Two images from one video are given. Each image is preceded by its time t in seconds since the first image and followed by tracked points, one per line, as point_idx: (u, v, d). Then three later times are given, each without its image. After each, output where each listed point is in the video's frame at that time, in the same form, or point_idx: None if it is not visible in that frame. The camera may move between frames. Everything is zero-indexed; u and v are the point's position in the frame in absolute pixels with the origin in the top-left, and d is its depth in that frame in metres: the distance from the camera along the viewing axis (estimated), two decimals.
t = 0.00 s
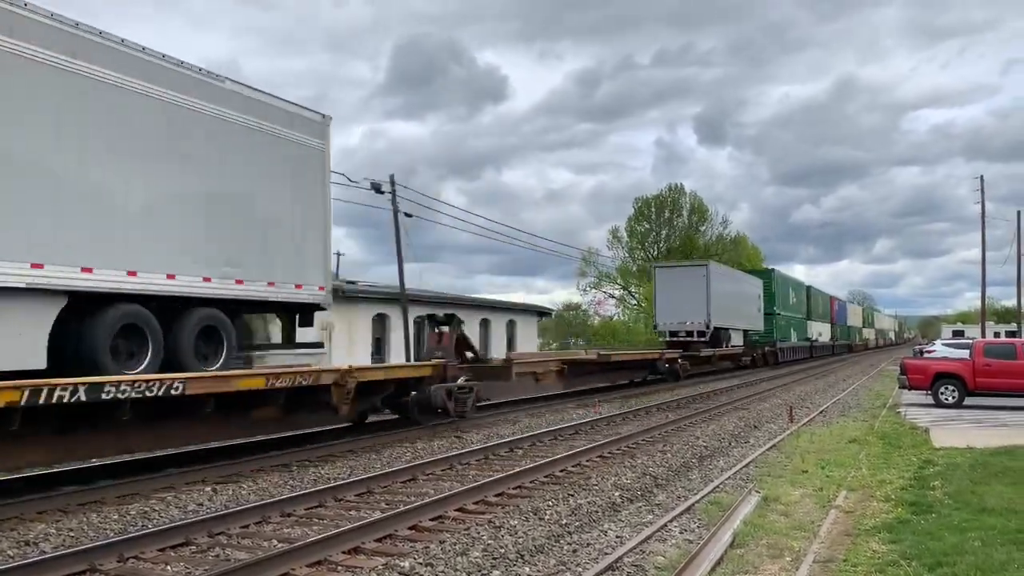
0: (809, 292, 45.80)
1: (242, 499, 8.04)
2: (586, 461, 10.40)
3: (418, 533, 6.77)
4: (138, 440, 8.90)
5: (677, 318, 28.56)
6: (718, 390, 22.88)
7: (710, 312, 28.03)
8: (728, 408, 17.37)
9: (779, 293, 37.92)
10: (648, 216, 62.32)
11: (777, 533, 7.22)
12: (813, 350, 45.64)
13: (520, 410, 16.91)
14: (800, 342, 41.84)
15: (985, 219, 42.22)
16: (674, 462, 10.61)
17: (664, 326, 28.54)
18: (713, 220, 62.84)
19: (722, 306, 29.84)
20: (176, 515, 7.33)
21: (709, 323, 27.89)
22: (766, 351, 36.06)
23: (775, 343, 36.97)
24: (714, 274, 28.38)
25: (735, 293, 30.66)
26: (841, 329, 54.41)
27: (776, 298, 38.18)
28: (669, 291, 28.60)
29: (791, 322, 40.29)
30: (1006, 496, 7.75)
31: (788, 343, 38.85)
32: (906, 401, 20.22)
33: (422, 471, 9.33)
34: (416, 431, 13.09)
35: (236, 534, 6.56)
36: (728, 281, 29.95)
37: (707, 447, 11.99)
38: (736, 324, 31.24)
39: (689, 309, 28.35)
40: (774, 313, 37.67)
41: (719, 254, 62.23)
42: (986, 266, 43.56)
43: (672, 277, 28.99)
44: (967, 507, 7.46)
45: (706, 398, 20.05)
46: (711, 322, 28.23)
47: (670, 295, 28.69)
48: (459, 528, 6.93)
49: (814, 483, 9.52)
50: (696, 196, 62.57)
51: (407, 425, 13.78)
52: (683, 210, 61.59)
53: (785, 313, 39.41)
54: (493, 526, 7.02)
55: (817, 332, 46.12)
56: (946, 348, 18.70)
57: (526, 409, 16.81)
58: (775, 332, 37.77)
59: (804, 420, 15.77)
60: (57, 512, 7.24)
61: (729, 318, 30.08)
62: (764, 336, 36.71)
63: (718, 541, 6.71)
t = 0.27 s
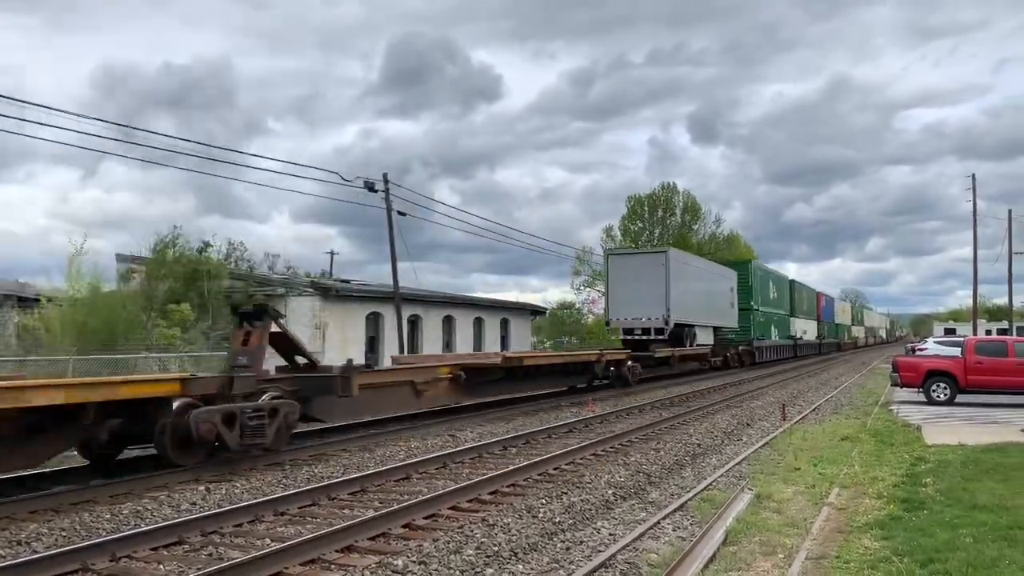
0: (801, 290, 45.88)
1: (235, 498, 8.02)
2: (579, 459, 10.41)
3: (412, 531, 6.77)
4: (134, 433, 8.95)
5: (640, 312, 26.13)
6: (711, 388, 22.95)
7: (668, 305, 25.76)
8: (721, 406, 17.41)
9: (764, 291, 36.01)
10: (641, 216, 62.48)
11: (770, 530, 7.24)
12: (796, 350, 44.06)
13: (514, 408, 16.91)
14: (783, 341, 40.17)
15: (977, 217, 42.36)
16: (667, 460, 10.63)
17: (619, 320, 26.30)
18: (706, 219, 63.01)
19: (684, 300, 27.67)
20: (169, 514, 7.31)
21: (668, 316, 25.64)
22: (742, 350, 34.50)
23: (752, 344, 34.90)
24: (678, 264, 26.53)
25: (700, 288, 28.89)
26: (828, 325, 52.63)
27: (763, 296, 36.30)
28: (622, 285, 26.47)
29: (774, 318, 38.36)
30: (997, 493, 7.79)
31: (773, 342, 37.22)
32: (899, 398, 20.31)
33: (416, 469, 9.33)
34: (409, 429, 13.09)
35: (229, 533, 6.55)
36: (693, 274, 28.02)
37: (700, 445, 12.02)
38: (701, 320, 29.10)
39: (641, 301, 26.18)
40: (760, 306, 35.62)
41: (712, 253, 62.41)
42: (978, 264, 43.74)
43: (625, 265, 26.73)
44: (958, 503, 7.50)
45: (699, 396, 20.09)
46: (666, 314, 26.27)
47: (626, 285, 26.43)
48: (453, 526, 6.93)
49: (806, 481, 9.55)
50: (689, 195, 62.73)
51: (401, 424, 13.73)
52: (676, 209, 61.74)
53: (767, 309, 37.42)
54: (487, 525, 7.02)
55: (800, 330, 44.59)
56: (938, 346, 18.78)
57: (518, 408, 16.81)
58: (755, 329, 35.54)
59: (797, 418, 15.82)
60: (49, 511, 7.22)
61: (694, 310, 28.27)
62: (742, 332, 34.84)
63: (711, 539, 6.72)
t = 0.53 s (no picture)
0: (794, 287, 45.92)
1: (228, 499, 8.00)
2: (573, 457, 10.42)
3: (405, 531, 6.76)
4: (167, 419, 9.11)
5: (580, 308, 21.22)
6: (704, 386, 23.01)
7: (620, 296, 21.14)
8: (714, 404, 17.44)
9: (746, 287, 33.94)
10: (634, 214, 62.56)
11: (763, 528, 7.25)
12: (779, 350, 41.02)
13: (508, 407, 16.91)
14: (764, 339, 36.68)
15: (968, 214, 42.40)
16: (660, 458, 10.65)
17: (555, 319, 21.52)
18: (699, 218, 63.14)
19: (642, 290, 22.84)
20: (161, 515, 7.29)
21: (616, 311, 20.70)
22: (713, 349, 30.52)
23: (725, 342, 30.93)
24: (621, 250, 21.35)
25: (655, 279, 23.91)
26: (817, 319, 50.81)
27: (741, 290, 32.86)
28: (565, 279, 21.19)
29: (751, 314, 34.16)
30: (988, 489, 7.83)
31: (755, 340, 35.03)
32: (891, 395, 20.39)
33: (409, 468, 9.32)
34: (403, 429, 13.07)
35: (222, 534, 6.53)
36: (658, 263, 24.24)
37: (693, 442, 12.05)
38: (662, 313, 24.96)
39: (585, 294, 21.03)
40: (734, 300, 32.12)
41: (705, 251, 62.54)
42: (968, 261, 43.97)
43: (568, 249, 21.51)
44: (950, 500, 7.52)
45: (692, 394, 20.09)
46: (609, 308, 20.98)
47: (568, 280, 21.24)
48: (447, 525, 6.93)
49: (799, 478, 9.58)
50: (681, 193, 62.84)
51: (395, 424, 13.67)
52: (669, 208, 61.83)
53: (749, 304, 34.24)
54: (480, 524, 7.02)
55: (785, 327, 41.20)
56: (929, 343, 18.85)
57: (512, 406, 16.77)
58: (728, 327, 31.45)
59: (790, 415, 15.87)
60: (40, 513, 7.18)
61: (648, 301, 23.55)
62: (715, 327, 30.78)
63: (704, 537, 6.74)
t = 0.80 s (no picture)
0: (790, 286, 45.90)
1: (224, 500, 7.98)
2: (570, 456, 10.42)
3: (403, 532, 6.76)
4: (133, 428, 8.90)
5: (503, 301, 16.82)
6: (700, 385, 23.02)
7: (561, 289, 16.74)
8: (710, 403, 17.43)
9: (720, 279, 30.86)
10: (629, 213, 62.61)
11: (760, 526, 7.26)
12: (764, 350, 38.89)
13: (505, 407, 16.88)
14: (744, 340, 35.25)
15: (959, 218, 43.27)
16: (657, 458, 10.65)
17: (472, 316, 17.21)
18: (694, 217, 63.23)
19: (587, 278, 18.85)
20: (157, 517, 7.27)
21: (547, 305, 16.48)
22: (680, 351, 27.51)
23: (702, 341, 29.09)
24: (556, 227, 17.04)
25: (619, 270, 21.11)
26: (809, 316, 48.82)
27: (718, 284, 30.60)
28: (477, 268, 17.11)
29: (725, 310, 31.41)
30: (984, 486, 7.84)
31: (733, 340, 33.19)
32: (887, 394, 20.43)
33: (406, 469, 9.32)
34: (400, 429, 13.06)
35: (218, 535, 6.52)
36: (599, 251, 19.78)
37: (689, 442, 12.06)
38: (617, 311, 21.31)
39: (508, 287, 16.78)
40: (707, 296, 29.38)
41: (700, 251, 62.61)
42: (963, 259, 44.01)
43: (484, 231, 17.14)
44: (946, 498, 7.54)
45: (688, 393, 20.09)
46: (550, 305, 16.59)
47: (479, 263, 17.14)
48: (444, 526, 6.92)
49: (795, 476, 9.59)
50: (677, 193, 62.90)
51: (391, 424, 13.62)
52: (664, 207, 61.92)
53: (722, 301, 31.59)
54: (477, 524, 7.01)
55: (771, 324, 39.28)
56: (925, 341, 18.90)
57: (509, 406, 16.75)
58: (702, 326, 29.06)
59: (786, 414, 15.90)
60: (36, 516, 7.16)
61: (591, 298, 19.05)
62: (683, 327, 28.26)
63: (701, 536, 6.74)
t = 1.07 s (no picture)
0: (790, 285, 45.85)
1: (225, 501, 7.99)
2: (569, 457, 10.42)
3: (403, 532, 6.76)
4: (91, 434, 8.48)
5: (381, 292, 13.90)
6: (700, 385, 23.02)
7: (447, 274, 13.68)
8: (710, 403, 17.42)
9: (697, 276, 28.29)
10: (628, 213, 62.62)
11: (760, 526, 7.27)
12: (752, 352, 36.79)
13: (505, 407, 16.89)
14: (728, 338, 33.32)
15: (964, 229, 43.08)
16: (657, 458, 10.66)
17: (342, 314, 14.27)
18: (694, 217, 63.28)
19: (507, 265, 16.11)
20: (157, 518, 7.28)
21: (437, 298, 13.49)
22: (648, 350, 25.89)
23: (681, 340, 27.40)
24: (446, 202, 13.88)
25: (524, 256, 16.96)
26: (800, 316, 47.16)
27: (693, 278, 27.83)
28: (353, 241, 14.24)
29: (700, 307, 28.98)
30: (985, 486, 7.85)
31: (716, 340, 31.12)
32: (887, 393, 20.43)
33: (406, 469, 9.32)
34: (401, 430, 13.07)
35: (219, 536, 6.53)
36: (509, 217, 16.28)
37: (690, 442, 12.06)
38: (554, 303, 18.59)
39: (399, 267, 13.74)
40: (678, 292, 26.57)
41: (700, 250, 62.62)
42: (963, 259, 43.88)
43: (362, 202, 14.17)
44: (946, 497, 7.55)
45: (687, 393, 20.09)
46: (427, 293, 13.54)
47: (350, 242, 14.26)
48: (444, 526, 6.93)
49: (796, 476, 9.60)
50: (676, 193, 62.94)
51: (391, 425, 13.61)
52: (664, 207, 61.95)
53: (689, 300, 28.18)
54: (478, 524, 7.01)
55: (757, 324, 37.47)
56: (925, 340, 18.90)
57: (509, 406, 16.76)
58: (672, 324, 26.08)
59: (786, 414, 15.90)
60: (36, 517, 7.16)
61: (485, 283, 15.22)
62: (649, 326, 25.35)
63: (701, 536, 6.74)
